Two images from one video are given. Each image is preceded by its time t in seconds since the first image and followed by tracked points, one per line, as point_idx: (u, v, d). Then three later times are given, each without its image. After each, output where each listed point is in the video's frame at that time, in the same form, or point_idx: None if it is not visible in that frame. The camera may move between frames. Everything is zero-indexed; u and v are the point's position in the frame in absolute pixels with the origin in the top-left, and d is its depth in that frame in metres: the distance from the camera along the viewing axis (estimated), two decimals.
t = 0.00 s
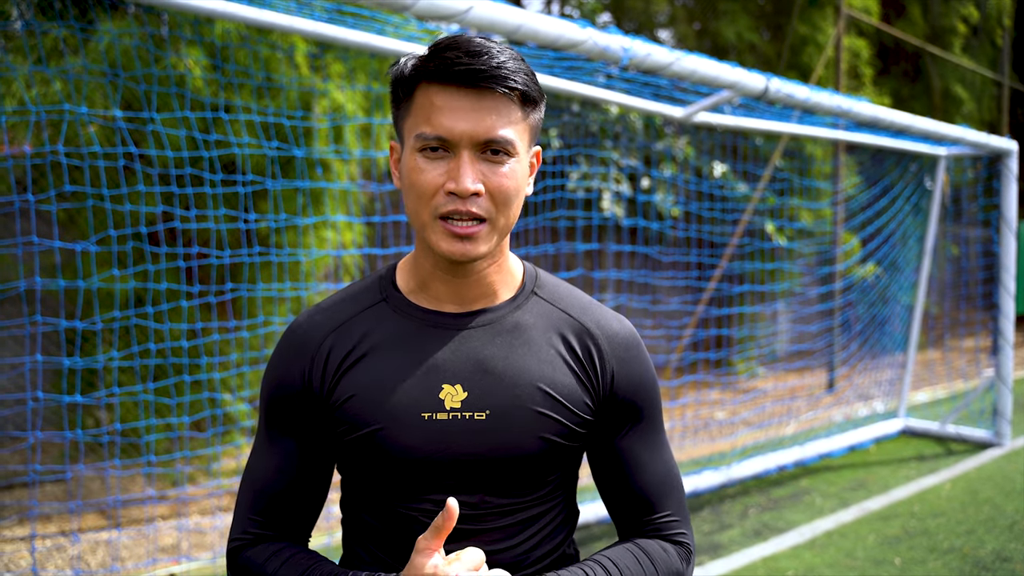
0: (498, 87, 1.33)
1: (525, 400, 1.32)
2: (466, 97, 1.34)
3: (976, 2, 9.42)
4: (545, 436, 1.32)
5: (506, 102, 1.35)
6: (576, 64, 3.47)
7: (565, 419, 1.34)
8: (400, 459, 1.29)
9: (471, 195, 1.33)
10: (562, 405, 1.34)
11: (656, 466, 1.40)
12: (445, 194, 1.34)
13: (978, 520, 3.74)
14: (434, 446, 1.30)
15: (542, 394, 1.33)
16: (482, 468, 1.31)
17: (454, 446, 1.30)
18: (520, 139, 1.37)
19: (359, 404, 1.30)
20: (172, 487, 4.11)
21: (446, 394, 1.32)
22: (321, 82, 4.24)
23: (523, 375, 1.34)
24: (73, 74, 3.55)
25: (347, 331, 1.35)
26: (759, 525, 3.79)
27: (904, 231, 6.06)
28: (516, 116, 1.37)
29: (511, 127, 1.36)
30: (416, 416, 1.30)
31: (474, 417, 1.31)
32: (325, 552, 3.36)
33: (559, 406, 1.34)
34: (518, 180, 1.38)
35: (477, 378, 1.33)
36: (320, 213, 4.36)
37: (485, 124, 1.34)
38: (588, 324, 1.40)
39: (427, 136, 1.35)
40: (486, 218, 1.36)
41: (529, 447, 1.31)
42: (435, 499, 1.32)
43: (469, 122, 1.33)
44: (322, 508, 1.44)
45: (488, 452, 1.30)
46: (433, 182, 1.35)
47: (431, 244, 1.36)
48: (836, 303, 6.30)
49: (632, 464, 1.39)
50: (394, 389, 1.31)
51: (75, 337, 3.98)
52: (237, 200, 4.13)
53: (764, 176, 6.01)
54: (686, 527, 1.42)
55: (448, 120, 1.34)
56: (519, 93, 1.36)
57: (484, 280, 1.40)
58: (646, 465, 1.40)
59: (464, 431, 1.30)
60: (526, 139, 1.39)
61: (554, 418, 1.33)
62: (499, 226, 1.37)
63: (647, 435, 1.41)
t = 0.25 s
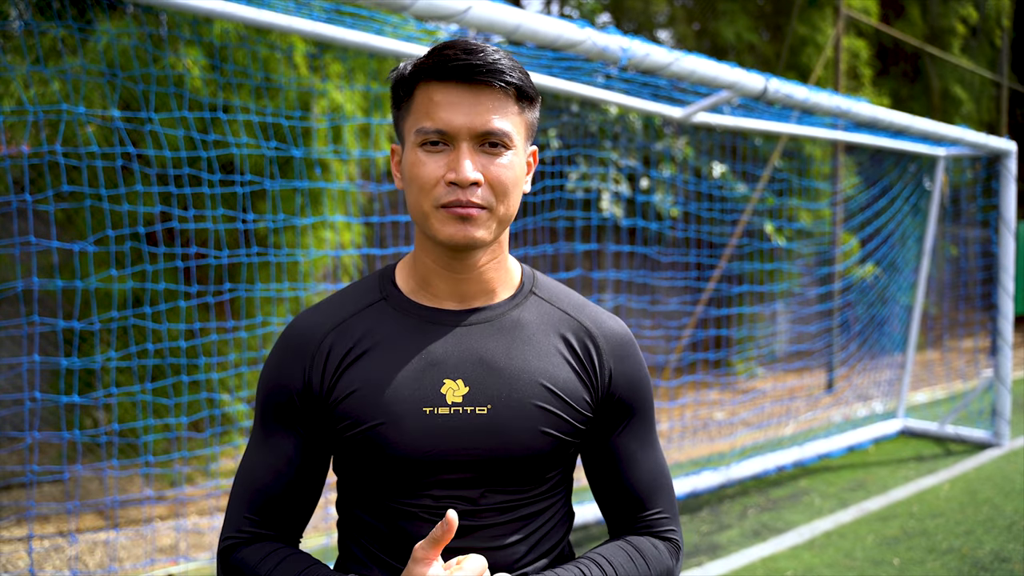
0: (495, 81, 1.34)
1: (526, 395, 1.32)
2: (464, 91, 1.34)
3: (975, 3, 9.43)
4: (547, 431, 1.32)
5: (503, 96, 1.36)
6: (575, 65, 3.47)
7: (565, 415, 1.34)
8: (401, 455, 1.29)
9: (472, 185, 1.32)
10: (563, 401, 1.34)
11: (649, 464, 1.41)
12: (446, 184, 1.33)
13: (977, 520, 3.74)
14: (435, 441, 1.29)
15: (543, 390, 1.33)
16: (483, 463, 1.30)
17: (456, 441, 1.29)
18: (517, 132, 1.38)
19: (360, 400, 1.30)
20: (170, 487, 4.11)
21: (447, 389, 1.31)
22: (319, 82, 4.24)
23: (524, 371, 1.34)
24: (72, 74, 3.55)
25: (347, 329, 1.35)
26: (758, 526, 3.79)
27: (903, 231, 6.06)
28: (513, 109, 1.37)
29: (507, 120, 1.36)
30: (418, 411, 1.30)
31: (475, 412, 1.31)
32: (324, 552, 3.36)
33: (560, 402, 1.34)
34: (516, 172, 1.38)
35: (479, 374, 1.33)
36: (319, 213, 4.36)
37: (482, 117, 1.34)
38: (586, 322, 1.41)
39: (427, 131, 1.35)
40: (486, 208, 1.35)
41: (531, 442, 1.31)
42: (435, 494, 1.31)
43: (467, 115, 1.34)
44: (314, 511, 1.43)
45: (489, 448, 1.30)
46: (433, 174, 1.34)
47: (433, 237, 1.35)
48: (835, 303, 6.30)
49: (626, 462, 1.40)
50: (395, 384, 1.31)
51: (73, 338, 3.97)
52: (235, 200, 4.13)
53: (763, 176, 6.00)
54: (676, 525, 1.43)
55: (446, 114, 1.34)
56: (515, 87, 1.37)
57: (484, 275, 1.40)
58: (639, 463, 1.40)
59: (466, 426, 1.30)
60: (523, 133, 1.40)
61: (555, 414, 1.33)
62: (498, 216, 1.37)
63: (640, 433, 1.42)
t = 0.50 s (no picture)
0: (489, 79, 1.34)
1: (527, 390, 1.32)
2: (459, 90, 1.34)
3: (975, 4, 9.43)
4: (547, 427, 1.32)
5: (498, 94, 1.36)
6: (575, 65, 3.47)
7: (566, 411, 1.34)
8: (403, 451, 1.28)
9: (469, 178, 1.32)
10: (563, 396, 1.33)
11: (643, 463, 1.40)
12: (444, 179, 1.32)
13: (978, 522, 3.73)
14: (437, 437, 1.28)
15: (543, 385, 1.33)
16: (484, 458, 1.30)
17: (457, 436, 1.29)
18: (512, 128, 1.37)
19: (362, 397, 1.29)
20: (169, 487, 4.11)
21: (448, 385, 1.31)
22: (319, 82, 4.24)
23: (524, 367, 1.33)
24: (71, 74, 3.54)
25: (350, 327, 1.35)
26: (758, 527, 3.78)
27: (903, 232, 6.06)
28: (508, 106, 1.37)
29: (502, 115, 1.36)
30: (420, 407, 1.29)
31: (476, 407, 1.30)
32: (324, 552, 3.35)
33: (560, 397, 1.33)
34: (512, 167, 1.37)
35: (480, 369, 1.32)
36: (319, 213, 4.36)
37: (478, 114, 1.34)
38: (585, 321, 1.41)
39: (425, 128, 1.34)
40: (484, 200, 1.34)
41: (531, 437, 1.31)
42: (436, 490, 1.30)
43: (463, 112, 1.33)
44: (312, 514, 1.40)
45: (490, 443, 1.29)
46: (432, 170, 1.33)
47: (432, 233, 1.35)
48: (836, 303, 6.29)
49: (620, 458, 1.39)
50: (396, 380, 1.30)
51: (72, 338, 3.97)
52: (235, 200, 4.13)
53: (763, 176, 6.00)
54: (666, 526, 1.42)
55: (443, 111, 1.34)
56: (509, 85, 1.37)
57: (484, 271, 1.39)
58: (633, 461, 1.39)
59: (468, 421, 1.29)
60: (519, 130, 1.40)
61: (556, 409, 1.33)
62: (496, 209, 1.36)
63: (636, 431, 1.42)
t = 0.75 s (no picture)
0: (485, 81, 1.34)
1: (525, 389, 1.32)
2: (455, 92, 1.34)
3: (975, 4, 9.43)
4: (545, 425, 1.31)
5: (494, 96, 1.36)
6: (575, 66, 3.46)
7: (563, 410, 1.33)
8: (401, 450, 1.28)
9: (464, 179, 1.31)
10: (561, 395, 1.33)
11: (645, 460, 1.40)
12: (439, 180, 1.32)
13: (978, 522, 3.73)
14: (435, 436, 1.28)
15: (541, 384, 1.33)
16: (482, 457, 1.29)
17: (455, 435, 1.28)
18: (507, 129, 1.37)
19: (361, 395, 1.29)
20: (169, 488, 4.11)
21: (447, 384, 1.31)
22: (319, 82, 4.24)
23: (522, 366, 1.33)
24: (71, 74, 3.54)
25: (349, 325, 1.35)
26: (758, 527, 3.78)
27: (903, 233, 6.06)
28: (503, 108, 1.37)
29: (498, 118, 1.36)
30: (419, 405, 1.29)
31: (475, 406, 1.30)
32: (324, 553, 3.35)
33: (558, 396, 1.33)
34: (508, 168, 1.37)
35: (478, 369, 1.32)
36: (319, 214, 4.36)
37: (474, 116, 1.34)
38: (583, 320, 1.41)
39: (421, 131, 1.34)
40: (479, 202, 1.34)
41: (529, 436, 1.30)
42: (435, 488, 1.30)
43: (458, 114, 1.33)
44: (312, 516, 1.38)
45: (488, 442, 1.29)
46: (427, 171, 1.33)
47: (428, 233, 1.34)
48: (836, 304, 6.29)
49: (621, 457, 1.39)
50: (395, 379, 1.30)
51: (71, 338, 3.97)
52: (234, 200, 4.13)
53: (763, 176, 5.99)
54: (671, 520, 1.41)
55: (438, 114, 1.33)
56: (506, 87, 1.36)
57: (480, 272, 1.39)
58: (635, 459, 1.40)
59: (465, 420, 1.29)
60: (514, 131, 1.39)
61: (554, 408, 1.32)
62: (491, 210, 1.35)
63: (636, 429, 1.41)
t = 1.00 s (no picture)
0: (486, 90, 1.33)
1: (528, 391, 1.31)
2: (455, 101, 1.33)
3: (975, 4, 9.42)
4: (548, 427, 1.31)
5: (495, 104, 1.35)
6: (575, 66, 3.46)
7: (566, 411, 1.33)
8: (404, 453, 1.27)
9: (465, 193, 1.32)
10: (564, 397, 1.33)
11: (644, 458, 1.41)
12: (440, 193, 1.33)
13: (978, 522, 3.73)
14: (438, 439, 1.28)
15: (544, 386, 1.32)
16: (485, 459, 1.29)
17: (459, 437, 1.28)
18: (508, 138, 1.37)
19: (364, 399, 1.29)
20: (168, 489, 4.11)
21: (450, 386, 1.30)
22: (319, 82, 4.24)
23: (525, 368, 1.33)
24: (70, 74, 3.54)
25: (350, 329, 1.34)
26: (758, 528, 3.78)
27: (903, 233, 6.06)
28: (505, 116, 1.36)
29: (499, 128, 1.35)
30: (422, 408, 1.28)
31: (478, 408, 1.30)
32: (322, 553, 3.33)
33: (560, 398, 1.33)
34: (509, 177, 1.37)
35: (481, 371, 1.32)
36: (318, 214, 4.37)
37: (475, 126, 1.33)
38: (584, 320, 1.41)
39: (421, 139, 1.34)
40: (480, 215, 1.35)
41: (532, 438, 1.30)
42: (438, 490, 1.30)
43: (458, 124, 1.33)
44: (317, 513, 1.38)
45: (491, 443, 1.29)
46: (428, 183, 1.33)
47: (429, 242, 1.35)
48: (836, 305, 6.29)
49: (621, 455, 1.40)
50: (397, 382, 1.30)
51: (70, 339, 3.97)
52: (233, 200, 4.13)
53: (763, 176, 5.98)
54: (668, 516, 1.42)
55: (437, 124, 1.33)
56: (507, 94, 1.36)
57: (482, 276, 1.39)
58: (634, 457, 1.40)
59: (469, 422, 1.29)
60: (515, 137, 1.39)
61: (556, 410, 1.32)
62: (493, 222, 1.37)
63: (636, 427, 1.42)
